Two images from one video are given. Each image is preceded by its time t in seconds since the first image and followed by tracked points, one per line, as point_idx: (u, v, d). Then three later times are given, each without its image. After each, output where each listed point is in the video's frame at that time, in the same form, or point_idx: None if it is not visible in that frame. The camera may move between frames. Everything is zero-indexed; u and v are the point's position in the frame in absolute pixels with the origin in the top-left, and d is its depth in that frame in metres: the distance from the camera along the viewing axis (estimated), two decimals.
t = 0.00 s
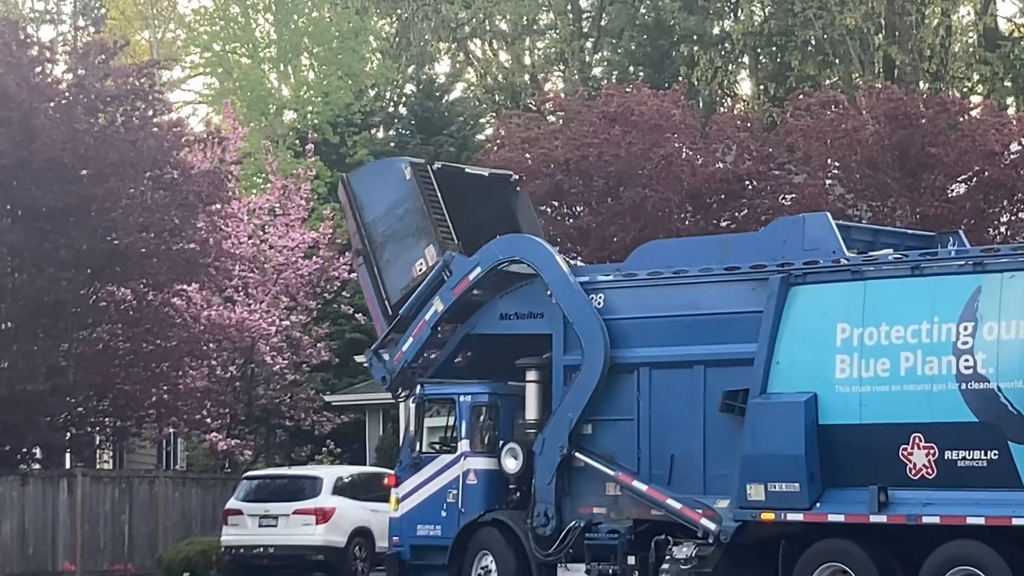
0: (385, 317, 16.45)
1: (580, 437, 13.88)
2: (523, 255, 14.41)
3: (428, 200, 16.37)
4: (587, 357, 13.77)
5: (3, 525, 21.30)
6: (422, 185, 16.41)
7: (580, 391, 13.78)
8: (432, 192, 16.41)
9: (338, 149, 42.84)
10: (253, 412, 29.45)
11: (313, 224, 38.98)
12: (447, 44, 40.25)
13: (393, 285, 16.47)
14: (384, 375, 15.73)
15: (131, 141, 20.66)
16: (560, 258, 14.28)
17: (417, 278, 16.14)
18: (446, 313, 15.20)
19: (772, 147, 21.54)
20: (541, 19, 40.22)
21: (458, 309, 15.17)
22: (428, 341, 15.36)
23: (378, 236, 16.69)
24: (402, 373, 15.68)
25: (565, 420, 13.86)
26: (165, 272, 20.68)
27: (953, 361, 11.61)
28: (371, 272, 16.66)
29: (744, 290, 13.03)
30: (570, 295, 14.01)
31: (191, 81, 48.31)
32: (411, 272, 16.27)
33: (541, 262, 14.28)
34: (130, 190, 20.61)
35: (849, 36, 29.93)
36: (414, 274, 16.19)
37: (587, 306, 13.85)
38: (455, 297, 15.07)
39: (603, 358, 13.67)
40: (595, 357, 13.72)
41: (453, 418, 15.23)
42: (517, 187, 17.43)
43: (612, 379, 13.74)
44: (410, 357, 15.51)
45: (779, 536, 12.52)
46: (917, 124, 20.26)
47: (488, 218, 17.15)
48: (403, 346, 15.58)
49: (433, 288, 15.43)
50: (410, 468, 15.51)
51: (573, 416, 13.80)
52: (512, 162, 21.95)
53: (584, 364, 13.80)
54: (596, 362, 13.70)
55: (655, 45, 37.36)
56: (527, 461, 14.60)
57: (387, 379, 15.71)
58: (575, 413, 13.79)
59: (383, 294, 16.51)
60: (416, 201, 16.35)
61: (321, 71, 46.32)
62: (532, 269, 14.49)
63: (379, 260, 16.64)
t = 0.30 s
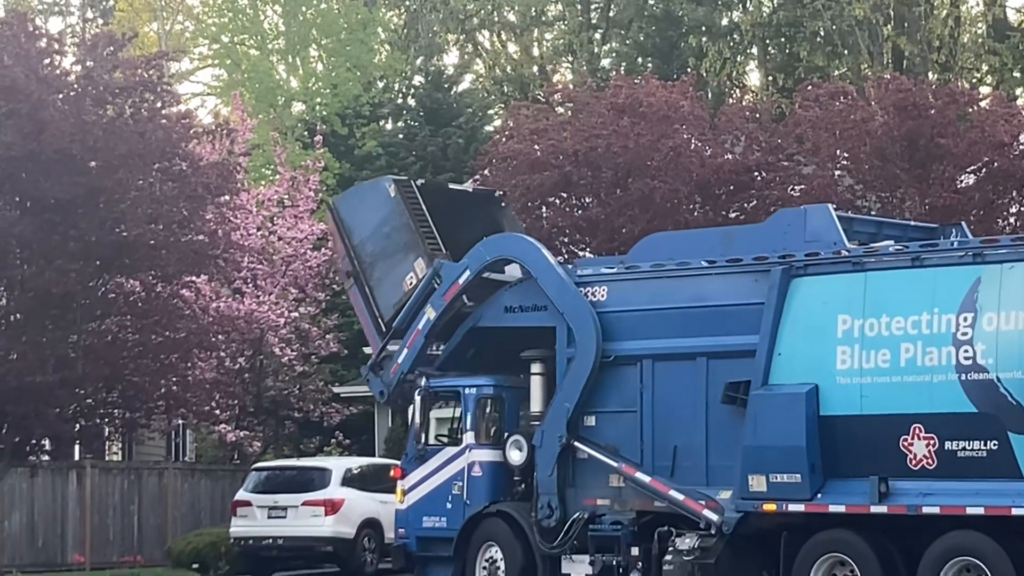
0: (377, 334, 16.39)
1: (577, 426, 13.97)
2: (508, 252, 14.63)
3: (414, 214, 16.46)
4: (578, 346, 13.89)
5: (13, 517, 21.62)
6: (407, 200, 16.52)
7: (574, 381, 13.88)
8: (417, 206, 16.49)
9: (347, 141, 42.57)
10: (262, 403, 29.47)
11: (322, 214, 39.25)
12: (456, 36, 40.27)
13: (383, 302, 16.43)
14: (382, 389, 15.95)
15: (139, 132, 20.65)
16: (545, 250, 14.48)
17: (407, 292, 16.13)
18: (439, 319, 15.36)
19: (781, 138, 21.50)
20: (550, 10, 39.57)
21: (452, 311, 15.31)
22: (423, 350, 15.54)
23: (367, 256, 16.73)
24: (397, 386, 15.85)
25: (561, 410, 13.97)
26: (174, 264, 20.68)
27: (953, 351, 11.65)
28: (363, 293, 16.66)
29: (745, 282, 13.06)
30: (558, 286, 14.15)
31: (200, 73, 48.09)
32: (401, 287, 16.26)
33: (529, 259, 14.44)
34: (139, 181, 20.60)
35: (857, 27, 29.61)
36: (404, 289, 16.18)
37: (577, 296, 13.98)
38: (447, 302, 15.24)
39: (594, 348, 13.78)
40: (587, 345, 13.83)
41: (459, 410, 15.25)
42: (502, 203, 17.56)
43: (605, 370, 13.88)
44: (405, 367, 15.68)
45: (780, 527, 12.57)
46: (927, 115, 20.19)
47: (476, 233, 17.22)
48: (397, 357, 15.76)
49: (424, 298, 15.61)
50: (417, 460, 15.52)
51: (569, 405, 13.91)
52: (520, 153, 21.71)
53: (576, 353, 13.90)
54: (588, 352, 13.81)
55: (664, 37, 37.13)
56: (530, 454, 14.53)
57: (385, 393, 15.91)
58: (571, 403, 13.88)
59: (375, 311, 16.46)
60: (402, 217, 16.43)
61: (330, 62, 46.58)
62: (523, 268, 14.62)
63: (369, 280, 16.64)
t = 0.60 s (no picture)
0: (372, 350, 16.26)
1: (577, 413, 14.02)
2: (499, 250, 14.83)
3: (400, 228, 16.54)
4: (572, 334, 13.99)
5: (19, 506, 21.79)
6: (392, 216, 16.64)
7: (570, 369, 13.96)
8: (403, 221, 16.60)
9: (354, 130, 42.95)
10: (270, 391, 29.24)
11: (329, 203, 39.49)
12: (463, 25, 38.75)
13: (376, 318, 16.33)
14: (382, 403, 15.93)
15: (146, 122, 20.60)
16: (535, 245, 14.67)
17: (400, 303, 16.08)
18: (434, 325, 15.48)
19: (788, 127, 21.44)
20: None
21: (446, 316, 15.43)
22: (420, 358, 15.62)
23: (355, 278, 16.68)
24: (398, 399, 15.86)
25: (561, 396, 14.02)
26: (180, 254, 20.67)
27: (958, 341, 11.68)
28: (355, 314, 16.54)
29: (751, 272, 13.06)
30: (551, 278, 14.28)
31: (206, 62, 47.87)
32: (393, 300, 16.20)
33: (520, 255, 14.63)
34: (145, 171, 20.57)
35: (864, 16, 29.27)
36: (397, 301, 16.13)
37: (569, 284, 14.10)
38: (439, 306, 15.35)
39: (589, 337, 13.86)
40: (581, 332, 13.92)
41: (464, 400, 15.23)
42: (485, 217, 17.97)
43: (599, 360, 13.97)
44: (404, 377, 15.72)
45: (786, 516, 12.59)
46: (933, 104, 20.02)
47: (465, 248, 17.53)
48: (396, 368, 15.81)
49: (418, 306, 15.74)
50: (423, 449, 15.47)
51: (566, 393, 13.97)
52: (527, 142, 21.54)
53: (571, 340, 14.00)
54: (582, 340, 13.90)
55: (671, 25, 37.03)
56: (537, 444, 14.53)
57: (385, 407, 15.89)
58: (568, 389, 13.95)
59: (368, 328, 16.35)
60: (388, 232, 16.51)
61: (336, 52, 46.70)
62: (516, 265, 14.74)
63: (360, 300, 16.56)
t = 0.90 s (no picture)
0: (366, 365, 16.32)
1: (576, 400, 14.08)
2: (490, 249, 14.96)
3: (383, 243, 16.62)
4: (567, 324, 14.08)
5: (25, 494, 21.76)
6: (374, 232, 16.73)
7: (566, 358, 14.03)
8: (385, 235, 16.68)
9: (360, 118, 42.92)
10: (275, 379, 29.26)
11: (334, 192, 39.49)
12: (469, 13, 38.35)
13: (367, 333, 16.40)
14: (379, 414, 16.04)
15: (151, 110, 20.54)
16: (524, 240, 14.83)
17: (390, 315, 16.16)
18: (427, 331, 15.62)
19: (794, 115, 21.38)
20: None
21: (439, 322, 15.57)
22: (416, 364, 15.75)
23: (343, 298, 16.75)
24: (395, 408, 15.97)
25: (560, 384, 14.08)
26: (187, 242, 20.64)
27: (964, 329, 11.69)
28: (346, 333, 16.60)
29: (757, 260, 13.06)
30: (543, 269, 14.40)
31: (212, 50, 47.63)
32: (382, 313, 16.28)
33: (509, 251, 14.76)
34: (151, 158, 20.53)
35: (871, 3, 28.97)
36: (387, 313, 16.20)
37: (560, 273, 14.22)
38: (431, 312, 15.52)
39: (583, 326, 13.97)
40: (575, 321, 14.03)
41: (469, 388, 15.24)
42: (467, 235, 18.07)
43: (593, 348, 14.04)
44: (400, 386, 15.86)
45: (791, 504, 12.62)
46: (939, 93, 19.99)
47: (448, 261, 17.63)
48: (391, 378, 15.93)
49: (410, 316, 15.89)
50: (429, 437, 15.51)
51: (563, 381, 14.03)
52: (533, 131, 21.48)
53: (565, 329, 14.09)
54: (576, 329, 14.01)
55: (677, 13, 36.76)
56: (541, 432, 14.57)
57: (384, 418, 16.00)
58: (565, 377, 14.02)
59: (361, 344, 16.41)
60: (372, 247, 16.60)
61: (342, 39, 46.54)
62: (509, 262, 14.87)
63: (349, 318, 16.62)
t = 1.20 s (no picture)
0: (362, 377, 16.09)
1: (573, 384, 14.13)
2: (480, 240, 15.02)
3: (371, 254, 16.44)
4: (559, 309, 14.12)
5: (30, 476, 21.87)
6: (361, 244, 16.54)
7: (560, 342, 14.07)
8: (372, 247, 16.49)
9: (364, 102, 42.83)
10: (280, 363, 28.90)
11: (339, 175, 39.48)
12: None
13: (362, 345, 16.18)
14: (378, 422, 15.82)
15: (156, 93, 20.49)
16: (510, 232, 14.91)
17: (384, 324, 15.98)
18: (421, 332, 15.58)
19: (799, 99, 21.33)
20: None
21: (431, 327, 15.58)
22: (411, 367, 15.66)
23: (334, 314, 16.49)
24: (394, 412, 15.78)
25: (556, 368, 14.11)
26: (191, 225, 20.62)
27: (968, 314, 11.69)
28: (339, 349, 16.35)
29: (760, 244, 13.06)
30: (532, 257, 14.48)
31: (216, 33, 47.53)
32: (376, 323, 16.10)
33: (497, 243, 14.85)
34: (156, 141, 20.50)
35: None
36: (381, 323, 16.02)
37: (549, 260, 14.30)
38: (424, 313, 15.51)
39: (575, 312, 14.02)
40: (566, 305, 14.07)
41: (472, 372, 15.25)
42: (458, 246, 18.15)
43: (594, 332, 14.07)
44: (397, 391, 15.71)
45: (795, 489, 12.63)
46: (944, 77, 19.93)
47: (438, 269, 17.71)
48: (388, 385, 15.78)
49: (402, 320, 15.78)
50: (431, 422, 15.49)
51: (559, 366, 14.08)
52: (537, 114, 21.44)
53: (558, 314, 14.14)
54: (568, 314, 14.05)
55: None
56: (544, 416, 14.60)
57: (383, 425, 15.79)
58: (560, 362, 14.06)
59: (355, 357, 16.18)
60: (360, 260, 16.41)
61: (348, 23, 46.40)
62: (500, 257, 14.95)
63: (342, 333, 16.37)
